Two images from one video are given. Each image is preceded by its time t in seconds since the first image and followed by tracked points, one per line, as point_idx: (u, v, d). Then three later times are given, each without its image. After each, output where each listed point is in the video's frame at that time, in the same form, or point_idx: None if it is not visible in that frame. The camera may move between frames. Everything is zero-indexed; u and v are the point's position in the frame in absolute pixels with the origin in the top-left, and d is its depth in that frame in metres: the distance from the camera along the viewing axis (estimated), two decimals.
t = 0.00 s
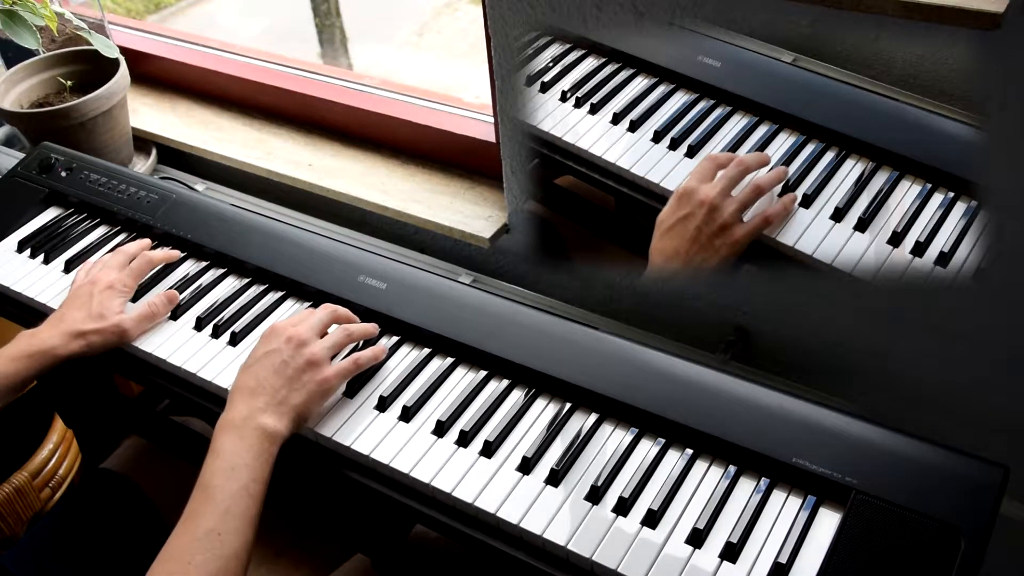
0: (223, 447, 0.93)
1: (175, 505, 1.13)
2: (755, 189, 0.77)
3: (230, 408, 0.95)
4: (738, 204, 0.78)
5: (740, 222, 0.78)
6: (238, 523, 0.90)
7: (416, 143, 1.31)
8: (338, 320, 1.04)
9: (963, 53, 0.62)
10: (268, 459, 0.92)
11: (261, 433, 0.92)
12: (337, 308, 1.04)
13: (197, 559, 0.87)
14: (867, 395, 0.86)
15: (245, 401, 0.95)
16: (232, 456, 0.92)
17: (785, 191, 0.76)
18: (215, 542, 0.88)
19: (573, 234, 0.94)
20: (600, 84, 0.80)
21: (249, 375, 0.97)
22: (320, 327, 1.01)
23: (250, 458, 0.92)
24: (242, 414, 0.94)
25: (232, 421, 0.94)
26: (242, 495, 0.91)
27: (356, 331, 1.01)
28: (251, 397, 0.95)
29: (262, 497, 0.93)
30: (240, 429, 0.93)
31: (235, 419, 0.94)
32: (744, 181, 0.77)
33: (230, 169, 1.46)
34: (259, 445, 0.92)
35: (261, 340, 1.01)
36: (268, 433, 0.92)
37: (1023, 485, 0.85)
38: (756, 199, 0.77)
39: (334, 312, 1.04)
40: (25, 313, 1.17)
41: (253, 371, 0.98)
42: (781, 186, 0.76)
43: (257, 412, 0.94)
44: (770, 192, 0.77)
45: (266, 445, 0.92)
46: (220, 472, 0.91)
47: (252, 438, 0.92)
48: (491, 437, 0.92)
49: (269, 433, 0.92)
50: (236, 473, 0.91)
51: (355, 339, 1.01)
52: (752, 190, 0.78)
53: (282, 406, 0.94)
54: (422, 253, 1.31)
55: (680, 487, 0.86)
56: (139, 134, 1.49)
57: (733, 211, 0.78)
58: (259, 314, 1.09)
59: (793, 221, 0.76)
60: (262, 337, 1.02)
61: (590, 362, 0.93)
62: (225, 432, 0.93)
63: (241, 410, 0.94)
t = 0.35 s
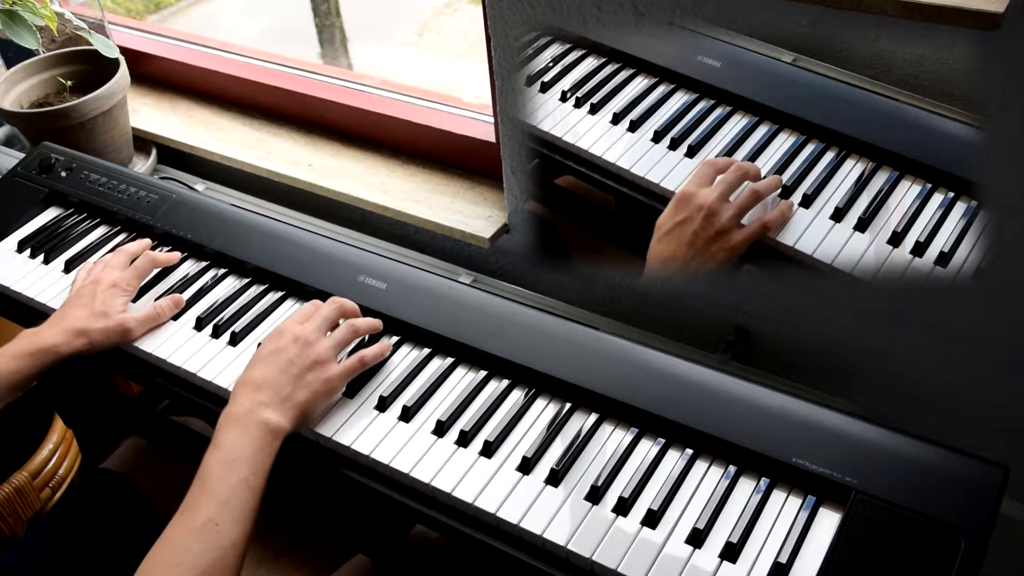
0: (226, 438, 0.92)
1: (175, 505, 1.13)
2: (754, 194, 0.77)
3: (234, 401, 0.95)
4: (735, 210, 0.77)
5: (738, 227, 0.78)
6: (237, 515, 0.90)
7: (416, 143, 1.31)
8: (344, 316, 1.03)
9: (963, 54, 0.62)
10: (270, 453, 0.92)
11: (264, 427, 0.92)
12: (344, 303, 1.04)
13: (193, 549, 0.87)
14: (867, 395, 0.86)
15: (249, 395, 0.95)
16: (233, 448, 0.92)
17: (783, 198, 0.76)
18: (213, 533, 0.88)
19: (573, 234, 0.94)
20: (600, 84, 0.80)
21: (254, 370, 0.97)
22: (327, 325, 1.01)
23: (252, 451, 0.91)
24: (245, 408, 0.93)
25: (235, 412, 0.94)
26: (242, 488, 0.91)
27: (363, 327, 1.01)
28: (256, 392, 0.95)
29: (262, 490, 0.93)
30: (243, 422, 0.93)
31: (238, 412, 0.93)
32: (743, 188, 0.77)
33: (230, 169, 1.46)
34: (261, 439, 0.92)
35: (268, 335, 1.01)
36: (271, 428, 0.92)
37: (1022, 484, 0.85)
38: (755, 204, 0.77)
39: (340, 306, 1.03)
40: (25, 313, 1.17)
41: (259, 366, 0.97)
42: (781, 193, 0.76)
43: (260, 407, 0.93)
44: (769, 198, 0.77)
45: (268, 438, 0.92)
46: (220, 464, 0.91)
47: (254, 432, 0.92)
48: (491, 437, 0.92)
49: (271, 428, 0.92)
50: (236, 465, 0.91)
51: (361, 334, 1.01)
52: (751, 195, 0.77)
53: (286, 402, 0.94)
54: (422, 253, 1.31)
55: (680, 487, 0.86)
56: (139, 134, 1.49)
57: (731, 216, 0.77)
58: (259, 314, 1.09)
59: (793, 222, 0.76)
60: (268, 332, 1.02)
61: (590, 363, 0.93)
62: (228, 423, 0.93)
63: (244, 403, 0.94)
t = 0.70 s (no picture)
0: (216, 459, 0.92)
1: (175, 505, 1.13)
2: (754, 196, 0.77)
3: (225, 421, 0.94)
4: (735, 211, 0.78)
5: (737, 228, 0.79)
6: (227, 536, 0.90)
7: (415, 143, 1.31)
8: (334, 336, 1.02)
9: (964, 54, 0.62)
10: (260, 473, 0.92)
11: (254, 448, 0.92)
12: (332, 322, 1.03)
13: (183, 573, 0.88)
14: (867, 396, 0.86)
15: (239, 414, 0.94)
16: (224, 469, 0.92)
17: (783, 199, 0.76)
18: (204, 557, 0.88)
19: (574, 234, 0.94)
20: (600, 84, 0.80)
21: (245, 389, 0.96)
22: (319, 345, 1.00)
23: (241, 474, 0.92)
24: (235, 427, 0.93)
25: (225, 433, 0.93)
26: (232, 510, 0.91)
27: (353, 345, 1.01)
28: (246, 411, 0.94)
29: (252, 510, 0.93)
30: (233, 442, 0.92)
31: (228, 432, 0.93)
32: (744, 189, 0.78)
33: (230, 169, 1.46)
34: (250, 460, 0.92)
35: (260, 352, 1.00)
36: (261, 449, 0.92)
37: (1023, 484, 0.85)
38: (755, 206, 0.78)
39: (329, 325, 1.02)
40: (25, 313, 1.17)
41: (249, 385, 0.96)
42: (780, 194, 0.76)
43: (249, 427, 0.93)
44: (769, 200, 0.77)
45: (258, 458, 0.92)
46: (210, 485, 0.91)
47: (243, 453, 0.92)
48: (491, 437, 0.92)
49: (261, 449, 0.92)
50: (226, 487, 0.91)
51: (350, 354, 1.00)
52: (751, 196, 0.78)
53: (275, 423, 0.93)
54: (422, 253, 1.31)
55: (680, 487, 0.86)
56: (139, 134, 1.49)
57: (730, 218, 0.78)
58: (258, 314, 1.09)
59: (793, 223, 0.76)
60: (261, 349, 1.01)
61: (589, 364, 0.93)
62: (219, 443, 0.93)
63: (234, 422, 0.93)
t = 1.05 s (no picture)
0: (211, 476, 0.92)
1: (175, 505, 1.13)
2: (754, 194, 0.77)
3: (218, 435, 0.94)
4: (734, 210, 0.78)
5: (736, 227, 0.78)
6: (224, 554, 0.89)
7: (415, 143, 1.31)
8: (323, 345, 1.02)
9: (964, 54, 0.62)
10: (256, 485, 0.92)
11: (249, 460, 0.92)
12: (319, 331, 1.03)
13: None
14: (867, 396, 0.86)
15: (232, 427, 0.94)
16: (218, 485, 0.92)
17: (782, 198, 0.76)
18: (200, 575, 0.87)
19: (574, 234, 0.94)
20: (600, 84, 0.80)
21: (235, 401, 0.95)
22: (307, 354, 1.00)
23: (237, 488, 0.92)
24: (229, 441, 0.93)
25: (219, 447, 0.93)
26: (228, 526, 0.90)
27: (343, 353, 1.00)
28: (238, 424, 0.94)
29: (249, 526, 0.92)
30: (228, 457, 0.93)
31: (221, 446, 0.93)
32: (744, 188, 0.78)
33: (230, 169, 1.46)
34: (246, 473, 0.92)
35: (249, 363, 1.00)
36: (255, 461, 0.92)
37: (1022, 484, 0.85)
38: (755, 204, 0.78)
39: (318, 334, 1.02)
40: (25, 313, 1.17)
41: (239, 399, 0.95)
42: (780, 193, 0.76)
43: (243, 440, 0.93)
44: (768, 199, 0.77)
45: (253, 471, 0.92)
46: (206, 501, 0.91)
47: (239, 466, 0.92)
48: (491, 437, 0.92)
49: (256, 461, 0.92)
50: (222, 503, 0.91)
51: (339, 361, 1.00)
52: (751, 195, 0.78)
53: (269, 433, 0.93)
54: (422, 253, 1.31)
55: (680, 487, 0.86)
56: (139, 134, 1.49)
57: (729, 216, 0.78)
58: (258, 314, 1.09)
59: (793, 224, 0.76)
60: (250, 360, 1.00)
61: (588, 364, 0.93)
62: (213, 459, 0.93)
63: (228, 436, 0.93)
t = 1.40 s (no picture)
0: (218, 456, 0.92)
1: (175, 505, 1.13)
2: (755, 197, 0.77)
3: (226, 416, 0.95)
4: (737, 212, 0.78)
5: (739, 228, 0.79)
6: (234, 531, 0.90)
7: (415, 143, 1.31)
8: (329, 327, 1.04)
9: (964, 53, 0.62)
10: (264, 464, 0.92)
11: (257, 439, 0.92)
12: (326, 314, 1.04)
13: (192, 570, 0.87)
14: (867, 396, 0.86)
15: (241, 409, 0.94)
16: (226, 464, 0.92)
17: (783, 199, 0.76)
18: (210, 552, 0.88)
19: (574, 234, 0.94)
20: (600, 84, 0.80)
21: (243, 385, 0.96)
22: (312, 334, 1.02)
23: (245, 467, 0.91)
24: (237, 421, 0.93)
25: (227, 428, 0.93)
26: (237, 503, 0.90)
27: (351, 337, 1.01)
28: (247, 405, 0.94)
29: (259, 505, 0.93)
30: (235, 437, 0.92)
31: (230, 427, 0.93)
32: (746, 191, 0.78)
33: (231, 169, 1.46)
34: (254, 452, 0.92)
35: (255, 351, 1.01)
36: (263, 439, 0.92)
37: (1022, 484, 0.85)
38: (756, 205, 0.77)
39: (325, 317, 1.04)
40: (25, 313, 1.17)
41: (248, 381, 0.97)
42: (781, 195, 0.76)
43: (252, 419, 0.93)
44: (770, 201, 0.76)
45: (260, 449, 0.92)
46: (215, 481, 0.91)
47: (246, 446, 0.92)
48: (491, 437, 0.92)
49: (263, 439, 0.92)
50: (230, 481, 0.91)
51: (349, 343, 1.01)
52: (752, 198, 0.77)
53: (277, 412, 0.93)
54: (422, 253, 1.30)
55: (679, 488, 0.86)
56: (139, 134, 1.49)
57: (732, 218, 0.78)
58: (258, 314, 1.09)
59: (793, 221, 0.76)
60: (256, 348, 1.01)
61: (588, 363, 0.93)
62: (221, 440, 0.93)
63: (236, 417, 0.94)
